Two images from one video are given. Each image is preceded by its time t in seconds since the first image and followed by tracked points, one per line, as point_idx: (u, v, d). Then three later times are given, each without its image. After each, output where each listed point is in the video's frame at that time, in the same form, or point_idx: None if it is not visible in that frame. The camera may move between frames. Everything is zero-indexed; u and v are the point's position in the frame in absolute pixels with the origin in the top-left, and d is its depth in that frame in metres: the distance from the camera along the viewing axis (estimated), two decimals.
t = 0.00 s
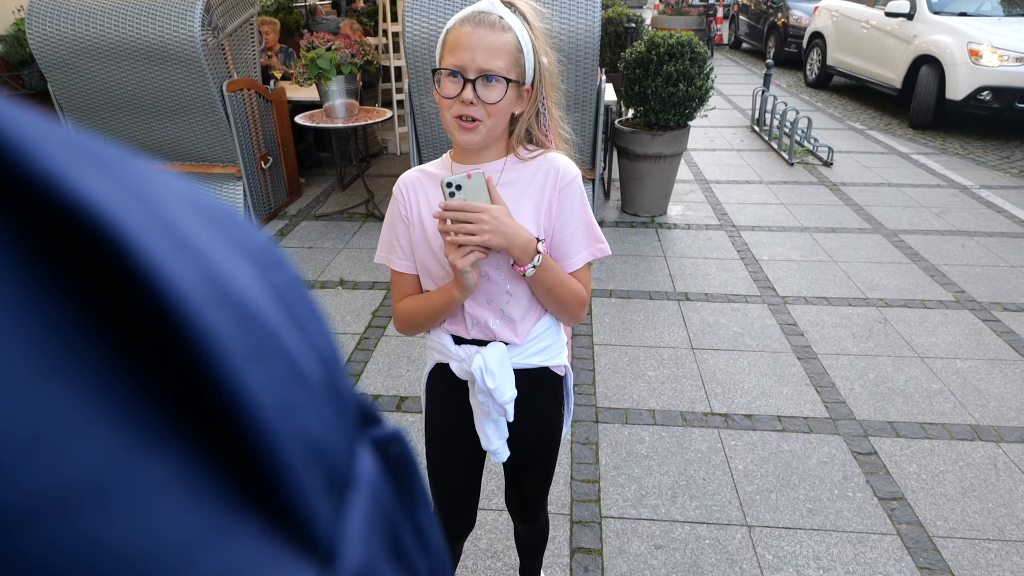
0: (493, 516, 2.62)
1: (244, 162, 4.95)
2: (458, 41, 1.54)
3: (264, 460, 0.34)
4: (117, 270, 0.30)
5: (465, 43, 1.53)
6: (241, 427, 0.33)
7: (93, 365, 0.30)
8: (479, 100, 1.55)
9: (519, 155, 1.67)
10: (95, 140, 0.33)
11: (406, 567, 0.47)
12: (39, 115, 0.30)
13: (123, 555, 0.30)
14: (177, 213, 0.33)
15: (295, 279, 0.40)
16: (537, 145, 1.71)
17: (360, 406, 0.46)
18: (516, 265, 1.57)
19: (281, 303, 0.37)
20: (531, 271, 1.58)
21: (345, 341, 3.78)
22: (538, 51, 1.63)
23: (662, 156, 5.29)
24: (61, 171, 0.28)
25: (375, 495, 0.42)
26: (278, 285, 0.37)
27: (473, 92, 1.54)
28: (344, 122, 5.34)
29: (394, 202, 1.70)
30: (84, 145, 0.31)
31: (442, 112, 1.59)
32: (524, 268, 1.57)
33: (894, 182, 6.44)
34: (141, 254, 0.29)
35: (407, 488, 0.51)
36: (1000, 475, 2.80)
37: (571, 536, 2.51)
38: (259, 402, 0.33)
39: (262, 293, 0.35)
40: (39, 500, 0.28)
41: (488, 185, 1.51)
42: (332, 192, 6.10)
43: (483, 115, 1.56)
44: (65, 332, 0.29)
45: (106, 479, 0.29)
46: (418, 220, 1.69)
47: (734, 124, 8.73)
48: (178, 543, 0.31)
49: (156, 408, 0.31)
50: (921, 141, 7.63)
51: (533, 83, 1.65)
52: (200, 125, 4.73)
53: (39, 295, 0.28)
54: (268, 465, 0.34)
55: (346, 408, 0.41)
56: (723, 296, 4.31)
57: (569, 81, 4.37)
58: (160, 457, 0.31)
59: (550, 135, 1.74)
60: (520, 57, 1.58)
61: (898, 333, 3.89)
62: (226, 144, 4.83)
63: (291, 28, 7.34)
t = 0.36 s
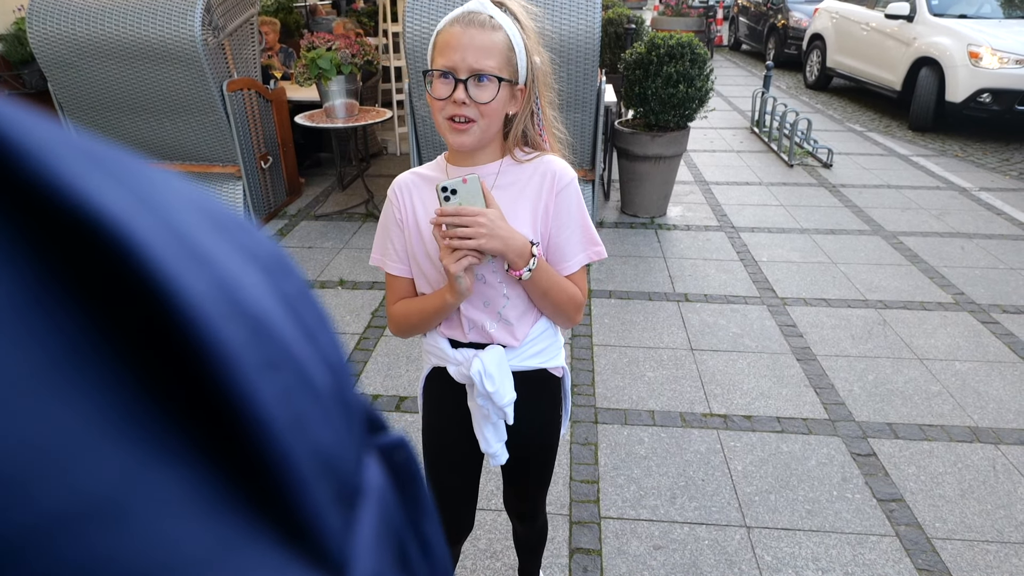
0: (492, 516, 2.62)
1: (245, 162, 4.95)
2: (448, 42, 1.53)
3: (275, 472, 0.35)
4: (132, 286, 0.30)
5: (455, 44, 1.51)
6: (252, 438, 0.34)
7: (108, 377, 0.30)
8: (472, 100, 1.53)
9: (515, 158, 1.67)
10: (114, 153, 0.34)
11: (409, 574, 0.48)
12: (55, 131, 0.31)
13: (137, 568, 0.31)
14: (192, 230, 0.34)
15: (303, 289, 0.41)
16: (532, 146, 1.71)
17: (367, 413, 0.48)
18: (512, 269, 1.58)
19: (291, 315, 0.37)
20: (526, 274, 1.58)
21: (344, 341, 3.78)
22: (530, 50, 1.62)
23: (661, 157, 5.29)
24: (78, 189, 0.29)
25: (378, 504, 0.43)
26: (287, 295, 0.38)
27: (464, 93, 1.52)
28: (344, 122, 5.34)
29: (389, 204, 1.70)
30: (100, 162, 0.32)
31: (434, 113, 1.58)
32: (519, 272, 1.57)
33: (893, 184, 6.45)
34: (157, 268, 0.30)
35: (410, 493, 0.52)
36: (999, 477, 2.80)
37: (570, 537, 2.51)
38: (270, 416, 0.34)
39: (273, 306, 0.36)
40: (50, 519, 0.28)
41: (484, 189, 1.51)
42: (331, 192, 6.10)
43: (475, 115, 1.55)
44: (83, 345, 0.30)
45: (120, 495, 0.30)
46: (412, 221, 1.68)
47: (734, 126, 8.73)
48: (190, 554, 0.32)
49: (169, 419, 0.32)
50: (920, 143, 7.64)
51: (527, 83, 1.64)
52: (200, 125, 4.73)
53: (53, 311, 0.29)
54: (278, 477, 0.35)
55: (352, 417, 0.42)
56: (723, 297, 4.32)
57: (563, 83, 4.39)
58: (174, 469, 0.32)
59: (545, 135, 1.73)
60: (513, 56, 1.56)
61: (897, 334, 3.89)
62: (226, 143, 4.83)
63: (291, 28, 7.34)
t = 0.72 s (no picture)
0: (491, 516, 2.62)
1: (244, 162, 4.94)
2: (440, 40, 1.51)
3: (269, 470, 0.35)
4: (127, 284, 0.30)
5: (448, 41, 1.50)
6: (247, 436, 0.34)
7: (102, 376, 0.30)
8: (464, 98, 1.51)
9: (510, 160, 1.66)
10: (108, 148, 0.34)
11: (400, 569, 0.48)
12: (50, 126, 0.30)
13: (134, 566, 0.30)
14: (187, 227, 0.33)
15: (298, 287, 0.40)
16: (525, 149, 1.70)
17: (361, 410, 0.48)
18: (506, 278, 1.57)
19: (285, 312, 0.37)
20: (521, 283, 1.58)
21: (343, 341, 3.78)
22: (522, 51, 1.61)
23: (660, 157, 5.28)
24: (73, 184, 0.29)
25: (371, 502, 0.43)
26: (282, 292, 0.38)
27: (457, 91, 1.51)
28: (342, 122, 5.33)
29: (381, 207, 1.70)
30: (93, 157, 0.31)
31: (425, 112, 1.56)
32: (514, 281, 1.57)
33: (892, 184, 6.45)
34: (150, 265, 0.30)
35: (403, 491, 0.52)
36: (999, 477, 2.80)
37: (569, 537, 2.51)
38: (265, 415, 0.34)
39: (268, 304, 0.36)
40: (43, 521, 0.28)
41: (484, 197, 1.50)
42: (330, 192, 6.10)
43: (468, 114, 1.53)
44: (77, 342, 0.30)
45: (117, 494, 0.30)
46: (402, 223, 1.68)
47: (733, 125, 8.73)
48: (185, 551, 0.32)
49: (164, 417, 0.32)
50: (919, 143, 7.64)
51: (520, 84, 1.63)
52: (199, 124, 4.73)
53: (47, 308, 0.29)
54: (272, 475, 0.35)
55: (348, 414, 0.42)
56: (722, 296, 4.31)
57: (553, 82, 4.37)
58: (168, 466, 0.32)
59: (538, 137, 1.73)
60: (505, 55, 1.55)
61: (896, 334, 3.89)
62: (225, 143, 4.83)
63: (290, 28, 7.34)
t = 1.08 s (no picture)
0: (490, 519, 2.61)
1: (242, 164, 4.93)
2: (425, 41, 1.51)
3: (275, 468, 0.34)
4: (132, 281, 0.30)
5: (433, 42, 1.50)
6: (253, 433, 0.34)
7: (107, 374, 0.30)
8: (450, 98, 1.50)
9: (492, 161, 1.67)
10: (109, 148, 0.34)
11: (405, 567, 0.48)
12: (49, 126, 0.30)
13: (139, 560, 0.30)
14: (191, 226, 0.33)
15: (300, 286, 0.40)
16: (510, 147, 1.70)
17: (364, 410, 0.47)
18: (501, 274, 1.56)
19: (289, 312, 0.37)
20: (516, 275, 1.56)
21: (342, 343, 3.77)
22: (509, 54, 1.61)
23: (659, 159, 5.28)
24: (76, 183, 0.29)
25: (374, 501, 0.43)
26: (285, 291, 0.37)
27: (443, 91, 1.50)
28: (341, 124, 5.34)
29: (364, 209, 1.69)
30: (94, 156, 0.31)
31: (410, 114, 1.54)
32: (508, 276, 1.56)
33: (891, 185, 6.46)
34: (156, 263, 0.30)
35: (406, 494, 0.51)
36: (998, 478, 2.80)
37: (569, 539, 2.50)
38: (270, 413, 0.33)
39: (272, 303, 0.36)
40: (47, 516, 0.28)
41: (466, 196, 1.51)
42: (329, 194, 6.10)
43: (453, 115, 1.52)
44: (82, 339, 0.29)
45: (123, 488, 0.30)
46: (386, 225, 1.67)
47: (732, 127, 8.74)
48: (191, 549, 0.32)
49: (169, 414, 0.32)
50: (917, 144, 7.65)
51: (507, 86, 1.63)
52: (198, 127, 4.74)
53: (54, 305, 0.29)
54: (278, 474, 0.35)
55: (351, 413, 0.42)
56: (721, 298, 4.32)
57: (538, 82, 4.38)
58: (174, 463, 0.31)
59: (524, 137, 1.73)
60: (491, 56, 1.54)
61: (895, 335, 3.89)
62: (224, 146, 4.83)
63: (289, 30, 7.35)
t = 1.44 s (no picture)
0: (490, 519, 2.61)
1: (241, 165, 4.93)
2: (413, 46, 1.51)
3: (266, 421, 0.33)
4: (119, 230, 0.29)
5: (420, 47, 1.50)
6: (241, 382, 0.32)
7: (96, 322, 0.29)
8: (438, 103, 1.49)
9: (481, 167, 1.67)
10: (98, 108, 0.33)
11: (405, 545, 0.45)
12: (31, 81, 0.30)
13: (129, 499, 0.29)
14: (179, 183, 0.33)
15: (291, 255, 0.40)
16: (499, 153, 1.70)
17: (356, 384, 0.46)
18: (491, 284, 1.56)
19: (279, 274, 0.36)
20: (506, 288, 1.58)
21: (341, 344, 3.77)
22: (498, 58, 1.62)
23: (657, 160, 5.29)
24: (62, 134, 0.28)
25: (371, 467, 0.41)
26: (274, 254, 0.37)
27: (431, 95, 1.49)
28: (340, 125, 5.33)
29: (350, 215, 1.67)
30: (84, 113, 0.31)
31: (399, 119, 1.53)
32: (500, 286, 1.57)
33: (890, 185, 6.47)
34: (139, 208, 0.29)
35: (399, 466, 0.49)
36: (997, 477, 2.80)
37: (568, 539, 2.50)
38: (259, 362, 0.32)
39: (259, 262, 0.35)
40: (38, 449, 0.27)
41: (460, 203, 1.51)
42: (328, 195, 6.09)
43: (442, 119, 1.51)
44: (76, 290, 0.29)
45: (117, 430, 0.29)
46: (376, 232, 1.65)
47: (730, 127, 8.75)
48: (184, 495, 0.31)
49: (159, 364, 0.31)
50: (915, 144, 7.66)
51: (495, 91, 1.63)
52: (197, 128, 4.74)
53: (51, 260, 0.28)
54: (268, 428, 0.33)
55: (344, 378, 0.41)
56: (720, 298, 4.32)
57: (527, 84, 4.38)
58: (164, 408, 0.30)
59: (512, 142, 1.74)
60: (479, 60, 1.54)
61: (894, 335, 3.89)
62: (223, 147, 4.83)
63: (288, 32, 7.35)
